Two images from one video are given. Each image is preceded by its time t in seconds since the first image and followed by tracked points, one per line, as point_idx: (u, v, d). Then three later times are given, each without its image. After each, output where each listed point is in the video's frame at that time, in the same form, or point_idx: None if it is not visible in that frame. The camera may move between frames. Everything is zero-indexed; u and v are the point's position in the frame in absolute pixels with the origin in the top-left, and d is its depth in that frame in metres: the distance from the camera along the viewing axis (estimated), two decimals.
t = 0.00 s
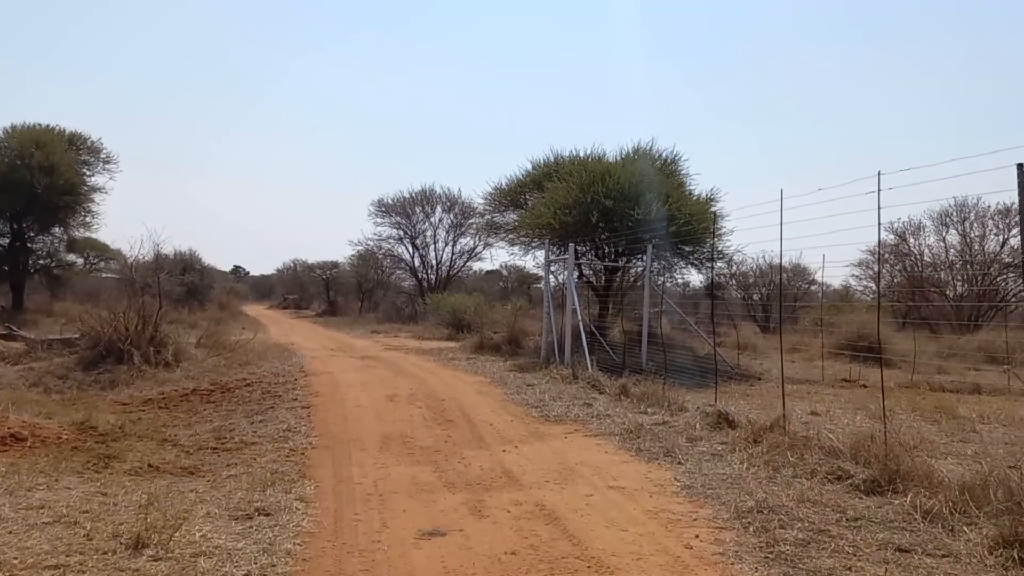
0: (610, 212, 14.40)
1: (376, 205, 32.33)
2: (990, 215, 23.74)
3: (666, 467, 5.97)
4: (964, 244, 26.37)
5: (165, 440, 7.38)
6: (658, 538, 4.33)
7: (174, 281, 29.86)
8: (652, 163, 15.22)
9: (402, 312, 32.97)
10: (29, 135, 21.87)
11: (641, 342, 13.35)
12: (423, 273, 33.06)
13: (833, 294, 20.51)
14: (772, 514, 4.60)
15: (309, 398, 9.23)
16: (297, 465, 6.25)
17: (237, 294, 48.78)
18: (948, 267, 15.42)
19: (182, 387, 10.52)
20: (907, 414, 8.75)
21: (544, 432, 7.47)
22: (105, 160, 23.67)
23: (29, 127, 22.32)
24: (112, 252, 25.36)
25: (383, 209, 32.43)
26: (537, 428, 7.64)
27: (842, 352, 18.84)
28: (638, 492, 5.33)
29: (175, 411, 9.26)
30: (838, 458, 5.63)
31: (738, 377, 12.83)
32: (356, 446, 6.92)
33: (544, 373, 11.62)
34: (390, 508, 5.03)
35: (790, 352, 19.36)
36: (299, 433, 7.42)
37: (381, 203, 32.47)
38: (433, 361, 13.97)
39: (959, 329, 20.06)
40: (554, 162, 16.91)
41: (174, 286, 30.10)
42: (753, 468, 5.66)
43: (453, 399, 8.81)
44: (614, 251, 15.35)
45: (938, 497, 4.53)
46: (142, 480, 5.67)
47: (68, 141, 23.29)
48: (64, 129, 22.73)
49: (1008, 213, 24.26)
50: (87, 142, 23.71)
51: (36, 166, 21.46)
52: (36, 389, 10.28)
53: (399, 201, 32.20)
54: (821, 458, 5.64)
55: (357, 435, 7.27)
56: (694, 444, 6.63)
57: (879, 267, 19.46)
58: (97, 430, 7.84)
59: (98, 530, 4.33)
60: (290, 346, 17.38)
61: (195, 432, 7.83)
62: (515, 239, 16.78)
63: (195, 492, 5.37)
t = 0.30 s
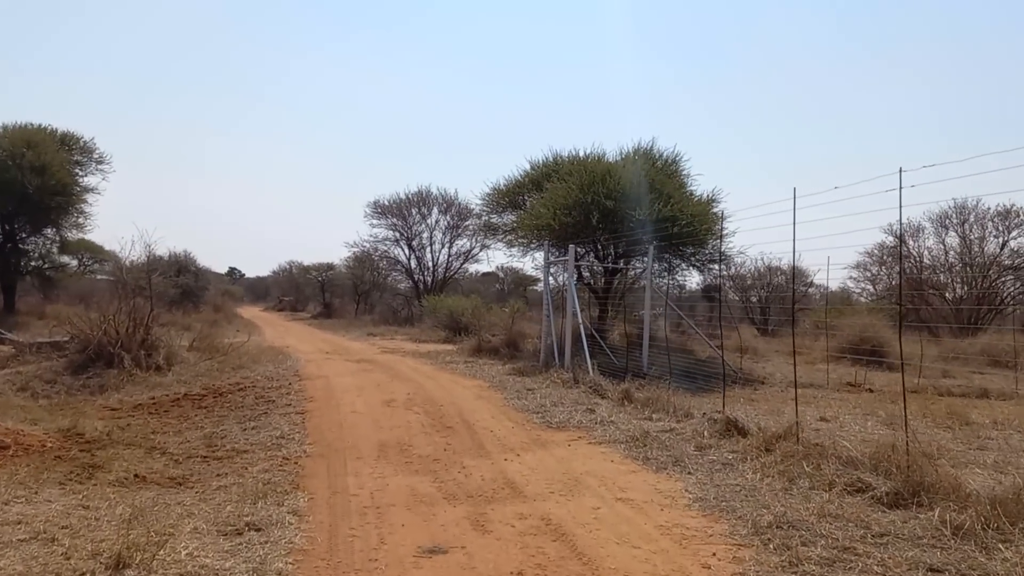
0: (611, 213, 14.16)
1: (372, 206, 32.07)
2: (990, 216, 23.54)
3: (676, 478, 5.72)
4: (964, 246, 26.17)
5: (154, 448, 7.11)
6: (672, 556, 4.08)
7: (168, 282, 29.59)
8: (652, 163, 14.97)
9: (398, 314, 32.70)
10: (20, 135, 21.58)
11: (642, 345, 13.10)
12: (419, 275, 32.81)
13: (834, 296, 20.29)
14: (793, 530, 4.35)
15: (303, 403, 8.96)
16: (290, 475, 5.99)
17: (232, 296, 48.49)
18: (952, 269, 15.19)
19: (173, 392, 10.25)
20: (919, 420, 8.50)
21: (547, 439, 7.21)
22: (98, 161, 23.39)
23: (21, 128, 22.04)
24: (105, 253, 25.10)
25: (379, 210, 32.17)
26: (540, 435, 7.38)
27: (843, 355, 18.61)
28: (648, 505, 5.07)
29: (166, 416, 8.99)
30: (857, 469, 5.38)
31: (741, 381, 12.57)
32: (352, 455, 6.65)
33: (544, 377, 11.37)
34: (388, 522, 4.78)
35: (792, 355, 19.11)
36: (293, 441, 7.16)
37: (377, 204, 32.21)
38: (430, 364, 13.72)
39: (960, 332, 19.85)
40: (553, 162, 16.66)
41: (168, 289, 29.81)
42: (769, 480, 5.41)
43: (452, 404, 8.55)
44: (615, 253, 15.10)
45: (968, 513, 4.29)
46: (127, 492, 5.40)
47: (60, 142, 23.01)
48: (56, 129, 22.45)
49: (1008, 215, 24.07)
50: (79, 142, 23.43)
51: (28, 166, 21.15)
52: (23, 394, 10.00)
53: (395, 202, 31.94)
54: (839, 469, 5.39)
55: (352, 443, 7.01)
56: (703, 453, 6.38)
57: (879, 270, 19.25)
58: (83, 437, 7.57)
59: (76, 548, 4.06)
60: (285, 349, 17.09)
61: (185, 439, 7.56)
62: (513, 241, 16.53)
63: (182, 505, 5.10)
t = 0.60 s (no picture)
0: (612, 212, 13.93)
1: (369, 207, 31.83)
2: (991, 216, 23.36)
3: (686, 486, 5.49)
4: (964, 246, 26.00)
5: (144, 455, 6.87)
6: (688, 572, 3.86)
7: (163, 284, 29.34)
8: (654, 162, 14.74)
9: (396, 316, 32.48)
10: (13, 135, 21.32)
11: (645, 348, 12.87)
12: (416, 276, 32.57)
13: (835, 297, 20.08)
14: (814, 543, 4.14)
15: (298, 408, 8.72)
16: (285, 484, 5.75)
17: (229, 298, 48.20)
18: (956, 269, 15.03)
19: (166, 396, 10.01)
20: (931, 425, 8.28)
21: (550, 446, 6.98)
22: (91, 161, 23.13)
23: (14, 128, 21.80)
24: (100, 254, 24.85)
25: (376, 210, 31.93)
26: (543, 441, 7.15)
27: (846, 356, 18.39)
28: (659, 515, 4.85)
29: (158, 421, 8.74)
30: (877, 477, 5.17)
31: (743, 384, 12.36)
32: (349, 462, 6.42)
33: (545, 379, 11.15)
34: (387, 535, 4.54)
35: (793, 356, 18.89)
36: (288, 447, 6.92)
37: (374, 205, 31.98)
38: (428, 367, 13.49)
39: (961, 333, 19.66)
40: (553, 161, 16.43)
41: (163, 290, 29.56)
42: (784, 489, 5.19)
43: (452, 409, 8.32)
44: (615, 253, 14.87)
45: (1000, 525, 4.07)
46: (113, 503, 5.17)
47: (54, 142, 22.78)
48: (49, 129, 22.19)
49: (1010, 214, 23.90)
50: (73, 142, 23.20)
51: (20, 167, 20.88)
52: (11, 399, 9.76)
53: (392, 203, 31.71)
54: (858, 478, 5.18)
55: (349, 449, 6.77)
56: (713, 460, 6.15)
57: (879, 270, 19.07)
58: (71, 444, 7.33)
59: (56, 566, 3.83)
60: (281, 351, 16.85)
61: (176, 446, 7.31)
62: (513, 241, 16.31)
63: (170, 517, 4.86)
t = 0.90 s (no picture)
0: (614, 212, 13.65)
1: (366, 208, 31.58)
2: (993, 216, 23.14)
3: (700, 497, 5.23)
4: (966, 245, 25.78)
5: (133, 464, 6.60)
6: None
7: (158, 286, 29.04)
8: (657, 160, 14.50)
9: (393, 318, 32.19)
10: (5, 135, 20.96)
11: (648, 350, 12.62)
12: (414, 277, 32.31)
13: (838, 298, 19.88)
14: (843, 560, 3.89)
15: (294, 414, 8.45)
16: (279, 495, 5.49)
17: (225, 300, 47.94)
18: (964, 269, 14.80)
19: (158, 401, 9.74)
20: (948, 430, 8.03)
21: (556, 453, 6.73)
22: (85, 163, 22.85)
23: (6, 128, 21.48)
24: (94, 256, 24.56)
25: (373, 211, 31.67)
26: (548, 448, 6.89)
27: (850, 358, 18.16)
28: (675, 529, 4.59)
29: (149, 428, 8.48)
30: (902, 488, 4.93)
31: (748, 386, 12.11)
32: (346, 471, 6.16)
33: (547, 383, 10.89)
34: (387, 551, 4.28)
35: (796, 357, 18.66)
36: (283, 455, 6.65)
37: (371, 206, 31.71)
38: (427, 370, 13.22)
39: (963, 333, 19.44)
40: (553, 161, 16.18)
41: (158, 292, 29.29)
42: (805, 501, 4.94)
43: (452, 414, 8.06)
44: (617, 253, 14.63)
45: None
46: (98, 516, 4.90)
47: (47, 142, 22.49)
48: (42, 130, 21.89)
49: (1011, 214, 23.69)
50: (66, 143, 22.92)
51: (13, 167, 20.48)
52: None
53: (390, 204, 31.45)
54: (883, 488, 4.93)
55: (347, 458, 6.51)
56: (727, 468, 5.90)
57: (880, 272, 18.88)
58: (58, 452, 7.06)
59: None
60: (277, 354, 16.60)
61: (166, 454, 7.04)
62: (513, 242, 16.04)
63: (157, 532, 4.59)
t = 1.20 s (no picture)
0: (618, 210, 13.38)
1: (364, 208, 31.30)
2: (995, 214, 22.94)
3: (718, 508, 4.96)
4: (967, 244, 25.55)
5: (122, 473, 6.33)
6: None
7: (154, 287, 28.74)
8: (660, 158, 14.24)
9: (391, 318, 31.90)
10: None
11: (653, 352, 12.35)
12: (412, 278, 32.04)
13: (841, 298, 19.63)
14: None
15: (291, 419, 8.17)
16: (274, 507, 5.22)
17: (221, 302, 47.62)
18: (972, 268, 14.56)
19: (151, 406, 9.46)
20: (966, 434, 7.78)
21: (563, 460, 6.47)
22: (79, 163, 22.57)
23: None
24: (88, 257, 24.26)
25: (371, 212, 31.39)
26: (555, 454, 6.63)
27: (854, 359, 17.91)
28: (694, 543, 4.33)
29: (141, 434, 8.19)
30: (932, 498, 4.67)
31: (755, 388, 11.87)
32: (345, 480, 5.88)
33: (551, 386, 10.62)
34: (389, 569, 4.01)
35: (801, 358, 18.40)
36: (279, 463, 6.38)
37: (369, 206, 31.43)
38: (426, 372, 12.94)
39: (966, 332, 19.22)
40: (554, 159, 15.92)
41: (154, 294, 28.99)
42: (831, 513, 4.68)
43: (454, 419, 7.79)
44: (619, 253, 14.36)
45: None
46: (82, 532, 4.62)
47: (40, 142, 22.19)
48: (35, 129, 21.59)
49: (1014, 212, 23.46)
50: (60, 143, 22.64)
51: (5, 167, 20.07)
52: None
53: (387, 204, 31.17)
54: (912, 498, 4.67)
55: (345, 466, 6.24)
56: (743, 476, 5.64)
57: (882, 272, 18.64)
58: (45, 460, 6.78)
59: None
60: (274, 356, 16.31)
61: (157, 463, 6.76)
62: (512, 241, 15.77)
63: (144, 549, 4.32)
